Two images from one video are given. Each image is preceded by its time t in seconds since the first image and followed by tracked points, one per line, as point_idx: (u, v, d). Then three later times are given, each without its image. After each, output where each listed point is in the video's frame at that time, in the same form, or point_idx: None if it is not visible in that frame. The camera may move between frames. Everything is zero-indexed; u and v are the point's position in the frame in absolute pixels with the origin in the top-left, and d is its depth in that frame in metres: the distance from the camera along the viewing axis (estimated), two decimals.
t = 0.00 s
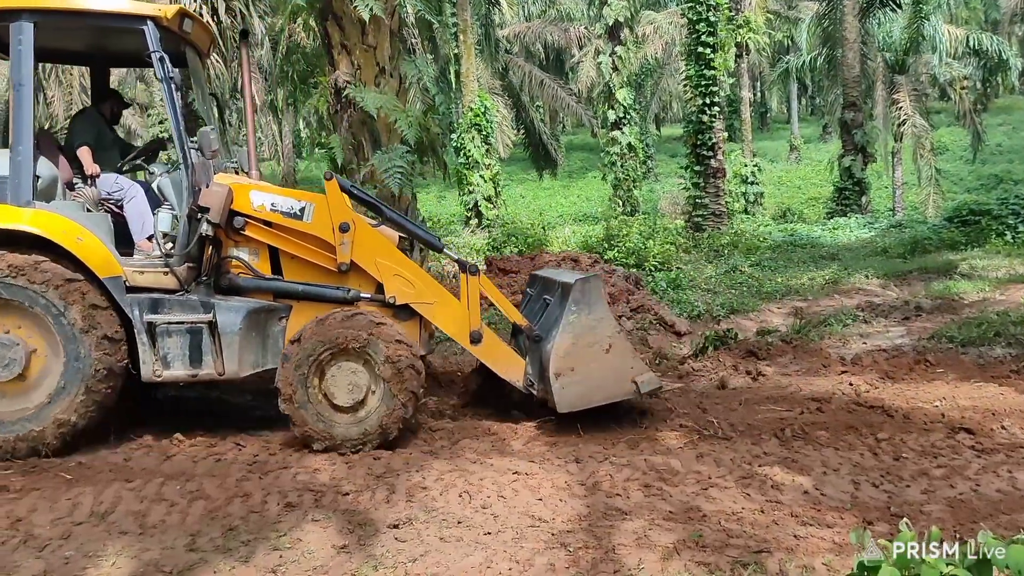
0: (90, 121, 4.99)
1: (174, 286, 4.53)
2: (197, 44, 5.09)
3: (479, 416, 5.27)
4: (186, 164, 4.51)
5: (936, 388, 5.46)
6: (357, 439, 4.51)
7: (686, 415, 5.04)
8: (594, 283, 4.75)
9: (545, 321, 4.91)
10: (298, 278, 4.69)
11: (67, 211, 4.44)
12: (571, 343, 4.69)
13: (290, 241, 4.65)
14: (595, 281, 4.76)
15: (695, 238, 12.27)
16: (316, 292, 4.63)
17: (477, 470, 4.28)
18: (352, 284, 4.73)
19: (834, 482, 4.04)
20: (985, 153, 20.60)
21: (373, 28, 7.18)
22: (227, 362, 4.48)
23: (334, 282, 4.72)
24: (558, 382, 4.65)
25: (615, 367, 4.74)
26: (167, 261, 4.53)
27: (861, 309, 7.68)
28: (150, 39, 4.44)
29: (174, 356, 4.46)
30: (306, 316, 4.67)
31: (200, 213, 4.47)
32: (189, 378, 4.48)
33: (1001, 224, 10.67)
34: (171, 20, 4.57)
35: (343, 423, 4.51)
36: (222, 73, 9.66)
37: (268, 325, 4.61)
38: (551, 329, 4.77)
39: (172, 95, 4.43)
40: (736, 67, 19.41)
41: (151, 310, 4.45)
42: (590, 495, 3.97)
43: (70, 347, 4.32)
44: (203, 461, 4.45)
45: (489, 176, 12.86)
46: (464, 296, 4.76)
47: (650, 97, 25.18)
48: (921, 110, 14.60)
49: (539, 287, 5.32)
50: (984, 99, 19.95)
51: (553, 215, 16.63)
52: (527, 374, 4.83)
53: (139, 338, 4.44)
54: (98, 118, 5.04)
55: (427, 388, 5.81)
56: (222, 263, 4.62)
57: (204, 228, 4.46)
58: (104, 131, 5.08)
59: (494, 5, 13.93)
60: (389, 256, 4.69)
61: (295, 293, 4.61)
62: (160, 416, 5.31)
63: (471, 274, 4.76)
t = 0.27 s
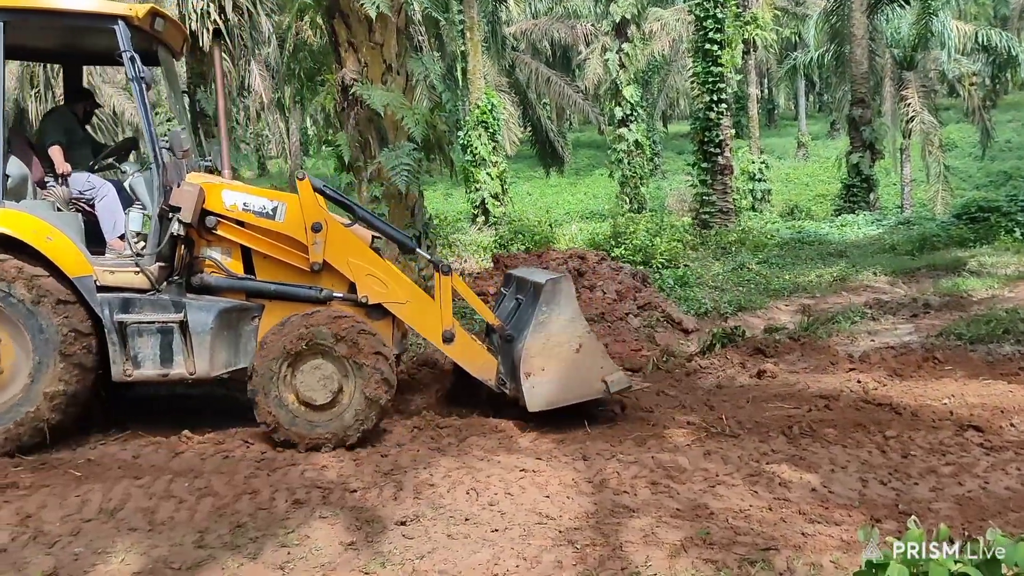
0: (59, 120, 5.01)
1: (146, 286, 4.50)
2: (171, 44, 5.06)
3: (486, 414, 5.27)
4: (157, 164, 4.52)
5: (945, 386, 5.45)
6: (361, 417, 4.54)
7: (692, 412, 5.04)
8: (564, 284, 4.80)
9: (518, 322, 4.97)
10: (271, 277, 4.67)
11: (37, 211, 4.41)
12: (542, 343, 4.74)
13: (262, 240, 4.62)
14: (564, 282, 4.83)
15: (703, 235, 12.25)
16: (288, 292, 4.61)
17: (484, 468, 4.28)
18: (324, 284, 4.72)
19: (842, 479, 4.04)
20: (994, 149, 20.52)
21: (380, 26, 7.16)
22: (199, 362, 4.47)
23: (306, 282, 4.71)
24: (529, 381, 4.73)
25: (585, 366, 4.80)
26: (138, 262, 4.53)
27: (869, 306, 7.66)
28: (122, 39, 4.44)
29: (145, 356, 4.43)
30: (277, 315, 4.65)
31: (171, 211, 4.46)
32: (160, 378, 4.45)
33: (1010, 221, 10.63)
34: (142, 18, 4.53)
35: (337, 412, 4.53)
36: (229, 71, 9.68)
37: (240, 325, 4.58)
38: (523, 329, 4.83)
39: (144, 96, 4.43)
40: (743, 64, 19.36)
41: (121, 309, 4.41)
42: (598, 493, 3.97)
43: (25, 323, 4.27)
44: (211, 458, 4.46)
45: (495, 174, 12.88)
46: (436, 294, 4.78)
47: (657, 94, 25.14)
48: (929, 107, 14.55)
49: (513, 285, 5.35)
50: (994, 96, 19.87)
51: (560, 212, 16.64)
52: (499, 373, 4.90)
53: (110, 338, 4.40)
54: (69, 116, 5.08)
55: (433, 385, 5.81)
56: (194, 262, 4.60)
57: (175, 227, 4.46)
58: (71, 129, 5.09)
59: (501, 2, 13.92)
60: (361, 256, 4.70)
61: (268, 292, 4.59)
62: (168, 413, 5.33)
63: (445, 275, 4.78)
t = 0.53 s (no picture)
0: (40, 117, 4.95)
1: (125, 285, 4.50)
2: (149, 41, 5.06)
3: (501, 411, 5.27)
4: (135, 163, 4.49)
5: (964, 383, 5.40)
6: (349, 383, 4.52)
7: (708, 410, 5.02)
8: (543, 284, 4.78)
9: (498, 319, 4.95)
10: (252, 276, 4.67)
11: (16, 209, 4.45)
12: (522, 342, 4.72)
13: (242, 239, 4.62)
14: (544, 283, 4.81)
15: (719, 232, 12.20)
16: (269, 290, 4.60)
17: (499, 464, 4.29)
18: (304, 282, 4.72)
19: (860, 477, 4.01)
20: (1013, 145, 20.33)
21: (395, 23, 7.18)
22: (177, 360, 4.49)
23: (287, 280, 4.70)
24: (508, 379, 4.73)
25: (563, 365, 4.78)
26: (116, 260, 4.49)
27: (887, 303, 7.61)
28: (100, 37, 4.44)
29: (124, 354, 4.46)
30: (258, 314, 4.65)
31: (149, 211, 4.46)
32: (139, 376, 4.49)
33: None
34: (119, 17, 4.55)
35: (327, 386, 4.52)
36: (245, 69, 9.72)
37: (220, 323, 4.60)
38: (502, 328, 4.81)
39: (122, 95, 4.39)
40: (760, 59, 19.26)
41: (100, 308, 4.45)
42: (613, 490, 3.96)
43: None
44: (229, 453, 4.49)
45: (510, 170, 12.89)
46: (416, 292, 4.74)
47: (673, 90, 25.06)
48: (947, 103, 14.44)
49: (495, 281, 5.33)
50: (1014, 91, 19.68)
51: (575, 209, 16.62)
52: (478, 371, 4.90)
53: (88, 336, 4.45)
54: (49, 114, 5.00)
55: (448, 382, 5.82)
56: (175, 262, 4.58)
57: (154, 225, 4.44)
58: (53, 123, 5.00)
59: None
60: (341, 255, 4.68)
61: (249, 291, 4.58)
62: (185, 409, 5.36)
63: (425, 273, 4.75)
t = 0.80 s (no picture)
0: (42, 112, 5.02)
1: (127, 280, 4.55)
2: (148, 36, 5.04)
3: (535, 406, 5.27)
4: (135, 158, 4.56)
5: (1007, 382, 5.31)
6: (340, 339, 4.56)
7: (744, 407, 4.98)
8: (542, 272, 4.82)
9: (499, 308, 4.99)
10: (252, 267, 4.79)
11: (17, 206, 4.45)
12: (520, 331, 4.78)
13: (243, 232, 4.73)
14: (543, 272, 4.85)
15: (755, 228, 12.08)
16: (268, 282, 4.72)
17: (533, 460, 4.29)
18: (305, 274, 4.82)
19: (899, 476, 3.96)
20: None
21: (430, 19, 7.19)
22: (180, 354, 4.57)
23: (287, 271, 4.81)
24: (507, 368, 4.78)
25: (561, 353, 4.83)
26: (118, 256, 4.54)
27: (927, 300, 7.49)
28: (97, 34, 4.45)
29: (127, 347, 4.53)
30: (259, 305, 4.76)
31: (149, 206, 4.53)
32: (142, 369, 4.56)
33: None
34: (118, 13, 4.54)
35: (327, 352, 4.56)
36: (283, 66, 9.80)
37: (221, 316, 4.67)
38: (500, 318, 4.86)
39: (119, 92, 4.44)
40: (798, 53, 19.01)
41: (103, 302, 4.49)
42: (648, 487, 3.94)
43: None
44: (266, 446, 4.54)
45: (544, 166, 12.88)
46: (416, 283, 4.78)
47: (708, 85, 24.84)
48: (990, 97, 14.16)
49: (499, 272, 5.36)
50: None
51: (609, 205, 16.56)
52: (479, 360, 4.92)
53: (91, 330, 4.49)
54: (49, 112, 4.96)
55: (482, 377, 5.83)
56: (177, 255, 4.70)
57: (154, 220, 4.51)
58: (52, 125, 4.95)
59: None
60: (340, 246, 4.75)
61: (250, 283, 4.69)
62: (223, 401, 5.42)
63: (423, 263, 4.78)
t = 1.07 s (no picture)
0: (56, 114, 5.01)
1: (146, 275, 4.67)
2: (165, 36, 5.08)
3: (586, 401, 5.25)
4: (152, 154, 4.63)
5: None
6: (332, 317, 4.58)
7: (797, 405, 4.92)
8: (553, 263, 4.80)
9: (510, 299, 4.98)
10: (266, 262, 4.86)
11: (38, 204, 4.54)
12: (531, 325, 4.76)
13: (258, 227, 4.81)
14: (554, 262, 4.83)
15: (808, 222, 11.89)
16: (284, 276, 4.77)
17: (582, 456, 4.28)
18: (319, 268, 4.87)
19: (958, 477, 3.87)
20: None
21: (479, 15, 7.20)
22: (197, 348, 4.62)
23: (302, 266, 4.87)
24: (519, 360, 4.76)
25: (573, 345, 4.81)
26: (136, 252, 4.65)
27: (987, 296, 7.30)
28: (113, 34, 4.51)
29: (146, 342, 4.60)
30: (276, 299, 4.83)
31: (167, 203, 4.65)
32: (161, 362, 4.62)
33: None
34: (134, 14, 4.60)
35: (331, 331, 4.59)
36: (334, 64, 9.92)
37: (238, 310, 4.73)
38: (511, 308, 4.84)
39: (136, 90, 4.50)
40: (852, 43, 18.64)
41: (123, 297, 4.59)
42: (699, 484, 3.92)
43: None
44: (320, 438, 4.61)
45: (592, 161, 12.84)
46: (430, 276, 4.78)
47: (760, 78, 24.50)
48: None
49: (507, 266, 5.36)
50: None
51: (658, 200, 16.44)
52: (492, 352, 4.90)
53: (112, 324, 4.58)
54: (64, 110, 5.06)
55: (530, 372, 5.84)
56: (194, 250, 4.81)
57: (171, 217, 4.63)
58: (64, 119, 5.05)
59: None
60: (354, 240, 4.79)
61: (265, 277, 4.76)
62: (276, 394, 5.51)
63: (439, 257, 4.76)
